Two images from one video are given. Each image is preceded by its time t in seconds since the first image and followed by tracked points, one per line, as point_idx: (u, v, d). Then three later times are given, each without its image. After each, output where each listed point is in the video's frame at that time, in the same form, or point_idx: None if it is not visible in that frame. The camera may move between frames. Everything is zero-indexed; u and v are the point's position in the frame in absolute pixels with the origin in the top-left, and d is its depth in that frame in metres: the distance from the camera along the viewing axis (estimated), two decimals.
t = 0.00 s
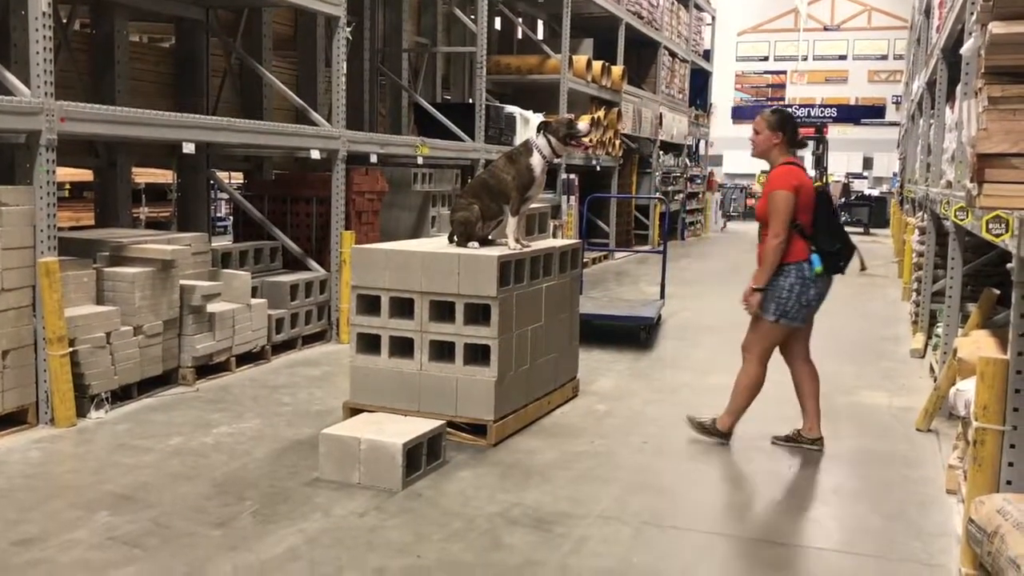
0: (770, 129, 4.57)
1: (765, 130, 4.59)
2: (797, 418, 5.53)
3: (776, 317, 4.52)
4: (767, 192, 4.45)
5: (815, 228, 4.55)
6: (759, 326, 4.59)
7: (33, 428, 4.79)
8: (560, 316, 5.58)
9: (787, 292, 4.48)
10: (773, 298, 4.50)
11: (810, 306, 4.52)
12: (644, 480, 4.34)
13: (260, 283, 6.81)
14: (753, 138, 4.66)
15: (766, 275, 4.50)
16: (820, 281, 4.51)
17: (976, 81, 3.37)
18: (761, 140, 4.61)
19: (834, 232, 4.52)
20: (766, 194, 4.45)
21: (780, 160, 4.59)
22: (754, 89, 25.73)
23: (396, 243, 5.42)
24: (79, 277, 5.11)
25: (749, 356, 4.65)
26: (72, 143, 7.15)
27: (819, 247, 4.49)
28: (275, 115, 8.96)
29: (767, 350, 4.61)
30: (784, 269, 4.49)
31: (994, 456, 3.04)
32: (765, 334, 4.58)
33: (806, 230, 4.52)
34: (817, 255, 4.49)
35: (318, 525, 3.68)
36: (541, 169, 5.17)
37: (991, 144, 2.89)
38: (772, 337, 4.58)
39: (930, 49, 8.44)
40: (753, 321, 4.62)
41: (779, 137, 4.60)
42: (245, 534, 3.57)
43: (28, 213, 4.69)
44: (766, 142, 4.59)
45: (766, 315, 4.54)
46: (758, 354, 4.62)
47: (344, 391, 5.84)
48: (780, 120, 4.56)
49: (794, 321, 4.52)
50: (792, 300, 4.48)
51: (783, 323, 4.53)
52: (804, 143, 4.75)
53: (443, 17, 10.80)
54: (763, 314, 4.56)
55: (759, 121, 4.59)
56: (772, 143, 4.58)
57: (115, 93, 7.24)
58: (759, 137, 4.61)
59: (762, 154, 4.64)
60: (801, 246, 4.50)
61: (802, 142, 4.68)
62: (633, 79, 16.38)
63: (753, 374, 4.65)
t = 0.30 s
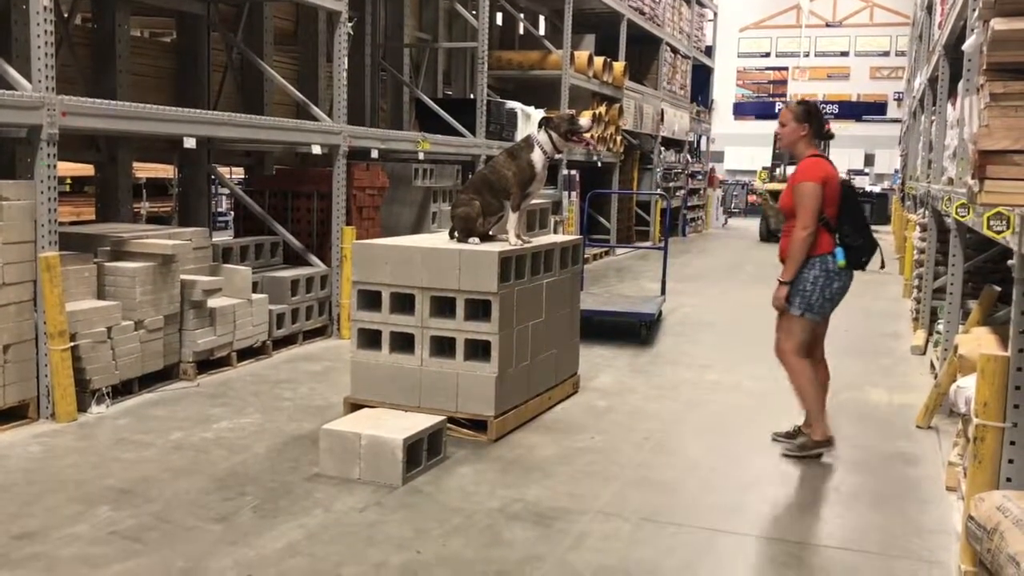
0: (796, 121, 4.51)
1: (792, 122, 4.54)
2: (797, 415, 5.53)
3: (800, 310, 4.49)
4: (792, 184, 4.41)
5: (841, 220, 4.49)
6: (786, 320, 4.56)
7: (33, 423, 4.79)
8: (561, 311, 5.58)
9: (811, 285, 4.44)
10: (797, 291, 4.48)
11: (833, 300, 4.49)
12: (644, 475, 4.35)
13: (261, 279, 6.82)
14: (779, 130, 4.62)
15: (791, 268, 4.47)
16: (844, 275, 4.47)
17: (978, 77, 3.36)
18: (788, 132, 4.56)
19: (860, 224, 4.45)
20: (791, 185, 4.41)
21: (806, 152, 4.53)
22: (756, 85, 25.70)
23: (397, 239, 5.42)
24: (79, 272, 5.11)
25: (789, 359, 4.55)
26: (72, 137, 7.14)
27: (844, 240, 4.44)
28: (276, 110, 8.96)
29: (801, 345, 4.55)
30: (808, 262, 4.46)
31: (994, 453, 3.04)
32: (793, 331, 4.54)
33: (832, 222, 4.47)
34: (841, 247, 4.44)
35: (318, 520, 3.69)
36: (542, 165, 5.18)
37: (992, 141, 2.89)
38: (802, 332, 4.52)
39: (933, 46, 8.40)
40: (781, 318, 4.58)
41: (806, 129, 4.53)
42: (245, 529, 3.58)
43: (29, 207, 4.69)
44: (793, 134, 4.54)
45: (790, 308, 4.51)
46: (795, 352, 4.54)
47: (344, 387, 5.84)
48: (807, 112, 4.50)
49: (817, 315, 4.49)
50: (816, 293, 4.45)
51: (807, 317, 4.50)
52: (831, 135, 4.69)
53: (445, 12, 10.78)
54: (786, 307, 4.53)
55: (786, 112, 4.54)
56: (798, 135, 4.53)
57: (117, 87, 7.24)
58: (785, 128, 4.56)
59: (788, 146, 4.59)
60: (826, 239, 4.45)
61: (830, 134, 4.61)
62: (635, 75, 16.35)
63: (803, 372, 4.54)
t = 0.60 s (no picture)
0: (814, 118, 4.38)
1: (809, 120, 4.40)
2: (797, 414, 5.52)
3: (837, 314, 4.32)
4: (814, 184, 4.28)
5: (860, 219, 4.37)
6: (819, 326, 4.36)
7: (33, 421, 4.79)
8: (561, 310, 5.58)
9: (843, 287, 4.30)
10: (829, 294, 4.32)
11: (862, 299, 4.37)
12: (644, 474, 4.34)
13: (261, 277, 6.82)
14: (794, 128, 4.48)
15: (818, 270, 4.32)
16: (870, 273, 4.36)
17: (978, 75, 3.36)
18: (806, 130, 4.42)
19: (880, 222, 4.36)
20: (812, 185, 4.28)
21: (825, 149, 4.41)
22: (756, 83, 25.69)
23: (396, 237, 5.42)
24: (80, 270, 5.12)
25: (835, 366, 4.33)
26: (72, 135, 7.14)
27: (866, 239, 4.33)
28: (276, 108, 8.96)
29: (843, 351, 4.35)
30: (835, 263, 4.31)
31: (994, 452, 3.04)
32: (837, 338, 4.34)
33: (852, 220, 4.35)
34: (864, 246, 4.33)
35: (318, 518, 3.69)
36: (542, 163, 5.17)
37: (991, 139, 2.88)
38: (840, 337, 4.34)
39: (933, 44, 8.39)
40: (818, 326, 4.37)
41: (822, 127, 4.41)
42: (246, 527, 3.58)
43: (29, 206, 4.69)
44: (812, 132, 4.41)
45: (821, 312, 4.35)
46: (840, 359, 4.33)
47: (344, 385, 5.84)
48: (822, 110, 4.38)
49: (850, 316, 4.35)
50: (848, 295, 4.31)
51: (843, 321, 4.35)
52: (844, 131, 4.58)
53: (445, 10, 10.78)
54: (817, 311, 4.36)
55: (803, 110, 4.40)
56: (816, 133, 4.40)
57: (116, 85, 7.23)
58: (801, 127, 4.44)
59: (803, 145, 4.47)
60: (849, 239, 4.32)
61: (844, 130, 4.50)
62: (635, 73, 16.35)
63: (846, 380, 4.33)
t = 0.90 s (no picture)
0: (830, 119, 4.18)
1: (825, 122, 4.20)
2: (796, 413, 5.53)
3: (868, 321, 4.17)
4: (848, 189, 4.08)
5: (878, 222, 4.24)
6: (849, 335, 4.20)
7: (33, 422, 4.79)
8: (560, 310, 5.59)
9: (875, 294, 4.15)
10: (861, 301, 4.15)
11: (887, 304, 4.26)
12: (644, 474, 4.34)
13: (260, 277, 6.82)
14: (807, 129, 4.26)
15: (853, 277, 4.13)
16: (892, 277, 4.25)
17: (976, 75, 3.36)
18: (821, 133, 4.21)
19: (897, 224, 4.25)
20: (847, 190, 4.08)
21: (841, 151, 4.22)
22: (755, 83, 25.70)
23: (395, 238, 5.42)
24: (79, 271, 5.12)
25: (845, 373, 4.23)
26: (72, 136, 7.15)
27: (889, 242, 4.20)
28: (275, 109, 8.97)
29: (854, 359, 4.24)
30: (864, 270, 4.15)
31: (993, 451, 3.03)
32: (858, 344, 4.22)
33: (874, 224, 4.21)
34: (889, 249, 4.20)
35: (318, 519, 3.69)
36: (540, 164, 5.18)
37: (990, 138, 2.89)
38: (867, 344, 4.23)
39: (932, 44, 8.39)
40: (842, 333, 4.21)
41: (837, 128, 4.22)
42: (245, 528, 3.58)
43: (28, 207, 4.69)
44: (825, 134, 4.21)
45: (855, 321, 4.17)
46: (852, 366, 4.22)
47: (344, 386, 5.84)
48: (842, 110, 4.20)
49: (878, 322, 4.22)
50: (879, 301, 4.18)
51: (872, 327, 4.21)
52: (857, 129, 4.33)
53: (444, 11, 10.78)
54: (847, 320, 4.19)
55: (817, 111, 4.19)
56: (831, 135, 4.20)
57: (116, 86, 7.23)
58: (814, 128, 4.23)
59: (819, 147, 4.26)
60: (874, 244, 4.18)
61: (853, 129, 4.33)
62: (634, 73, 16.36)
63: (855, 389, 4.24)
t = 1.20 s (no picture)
0: (827, 118, 4.00)
1: (821, 121, 4.00)
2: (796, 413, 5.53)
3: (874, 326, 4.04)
4: (860, 190, 3.89)
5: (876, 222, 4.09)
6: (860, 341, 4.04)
7: (33, 423, 4.79)
8: (560, 310, 5.59)
9: (882, 298, 4.01)
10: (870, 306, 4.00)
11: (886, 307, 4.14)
12: (644, 474, 4.35)
13: (261, 278, 6.83)
14: (802, 130, 4.07)
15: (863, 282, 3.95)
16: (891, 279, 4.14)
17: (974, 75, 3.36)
18: (817, 132, 4.02)
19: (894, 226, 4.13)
20: (858, 191, 3.89)
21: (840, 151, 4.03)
22: (755, 83, 25.70)
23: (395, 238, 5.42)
24: (79, 272, 5.12)
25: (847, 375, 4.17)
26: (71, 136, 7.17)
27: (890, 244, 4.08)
28: (275, 109, 8.98)
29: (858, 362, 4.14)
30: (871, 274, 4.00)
31: (993, 451, 3.03)
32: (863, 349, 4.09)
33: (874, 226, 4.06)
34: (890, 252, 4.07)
35: (318, 519, 3.69)
36: (539, 164, 5.19)
37: (989, 138, 2.89)
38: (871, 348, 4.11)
39: (932, 44, 8.39)
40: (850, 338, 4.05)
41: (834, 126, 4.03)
42: (245, 528, 3.58)
43: (28, 208, 4.69)
44: (820, 132, 4.01)
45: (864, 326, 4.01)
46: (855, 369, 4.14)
47: (344, 386, 5.85)
48: (847, 108, 4.02)
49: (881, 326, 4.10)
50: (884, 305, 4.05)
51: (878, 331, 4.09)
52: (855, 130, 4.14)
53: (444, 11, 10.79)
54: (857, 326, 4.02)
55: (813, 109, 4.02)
56: (827, 134, 4.01)
57: (115, 87, 7.23)
58: (810, 125, 4.04)
59: (818, 145, 4.06)
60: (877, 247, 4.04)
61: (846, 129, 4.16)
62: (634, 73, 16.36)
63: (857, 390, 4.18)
